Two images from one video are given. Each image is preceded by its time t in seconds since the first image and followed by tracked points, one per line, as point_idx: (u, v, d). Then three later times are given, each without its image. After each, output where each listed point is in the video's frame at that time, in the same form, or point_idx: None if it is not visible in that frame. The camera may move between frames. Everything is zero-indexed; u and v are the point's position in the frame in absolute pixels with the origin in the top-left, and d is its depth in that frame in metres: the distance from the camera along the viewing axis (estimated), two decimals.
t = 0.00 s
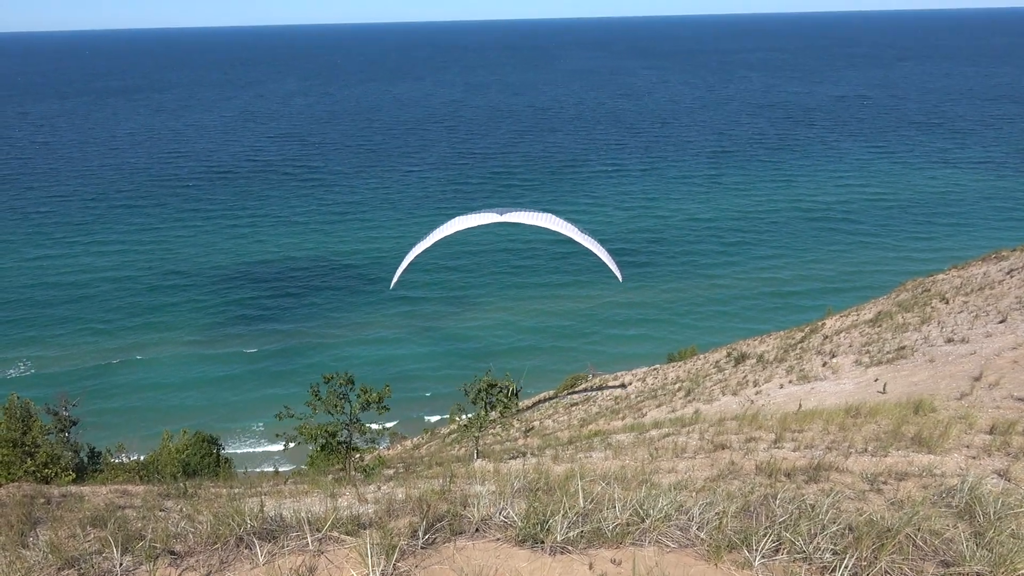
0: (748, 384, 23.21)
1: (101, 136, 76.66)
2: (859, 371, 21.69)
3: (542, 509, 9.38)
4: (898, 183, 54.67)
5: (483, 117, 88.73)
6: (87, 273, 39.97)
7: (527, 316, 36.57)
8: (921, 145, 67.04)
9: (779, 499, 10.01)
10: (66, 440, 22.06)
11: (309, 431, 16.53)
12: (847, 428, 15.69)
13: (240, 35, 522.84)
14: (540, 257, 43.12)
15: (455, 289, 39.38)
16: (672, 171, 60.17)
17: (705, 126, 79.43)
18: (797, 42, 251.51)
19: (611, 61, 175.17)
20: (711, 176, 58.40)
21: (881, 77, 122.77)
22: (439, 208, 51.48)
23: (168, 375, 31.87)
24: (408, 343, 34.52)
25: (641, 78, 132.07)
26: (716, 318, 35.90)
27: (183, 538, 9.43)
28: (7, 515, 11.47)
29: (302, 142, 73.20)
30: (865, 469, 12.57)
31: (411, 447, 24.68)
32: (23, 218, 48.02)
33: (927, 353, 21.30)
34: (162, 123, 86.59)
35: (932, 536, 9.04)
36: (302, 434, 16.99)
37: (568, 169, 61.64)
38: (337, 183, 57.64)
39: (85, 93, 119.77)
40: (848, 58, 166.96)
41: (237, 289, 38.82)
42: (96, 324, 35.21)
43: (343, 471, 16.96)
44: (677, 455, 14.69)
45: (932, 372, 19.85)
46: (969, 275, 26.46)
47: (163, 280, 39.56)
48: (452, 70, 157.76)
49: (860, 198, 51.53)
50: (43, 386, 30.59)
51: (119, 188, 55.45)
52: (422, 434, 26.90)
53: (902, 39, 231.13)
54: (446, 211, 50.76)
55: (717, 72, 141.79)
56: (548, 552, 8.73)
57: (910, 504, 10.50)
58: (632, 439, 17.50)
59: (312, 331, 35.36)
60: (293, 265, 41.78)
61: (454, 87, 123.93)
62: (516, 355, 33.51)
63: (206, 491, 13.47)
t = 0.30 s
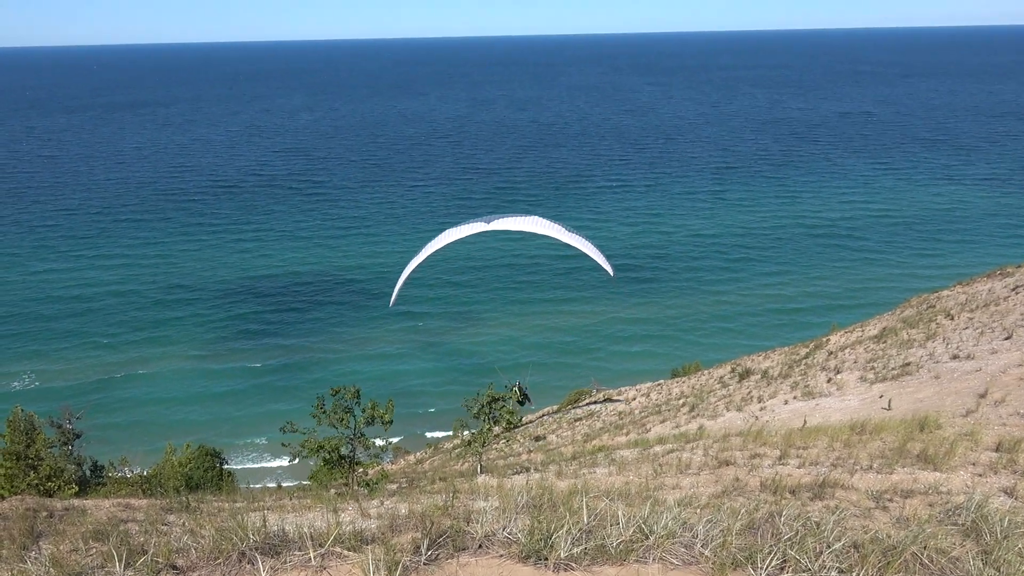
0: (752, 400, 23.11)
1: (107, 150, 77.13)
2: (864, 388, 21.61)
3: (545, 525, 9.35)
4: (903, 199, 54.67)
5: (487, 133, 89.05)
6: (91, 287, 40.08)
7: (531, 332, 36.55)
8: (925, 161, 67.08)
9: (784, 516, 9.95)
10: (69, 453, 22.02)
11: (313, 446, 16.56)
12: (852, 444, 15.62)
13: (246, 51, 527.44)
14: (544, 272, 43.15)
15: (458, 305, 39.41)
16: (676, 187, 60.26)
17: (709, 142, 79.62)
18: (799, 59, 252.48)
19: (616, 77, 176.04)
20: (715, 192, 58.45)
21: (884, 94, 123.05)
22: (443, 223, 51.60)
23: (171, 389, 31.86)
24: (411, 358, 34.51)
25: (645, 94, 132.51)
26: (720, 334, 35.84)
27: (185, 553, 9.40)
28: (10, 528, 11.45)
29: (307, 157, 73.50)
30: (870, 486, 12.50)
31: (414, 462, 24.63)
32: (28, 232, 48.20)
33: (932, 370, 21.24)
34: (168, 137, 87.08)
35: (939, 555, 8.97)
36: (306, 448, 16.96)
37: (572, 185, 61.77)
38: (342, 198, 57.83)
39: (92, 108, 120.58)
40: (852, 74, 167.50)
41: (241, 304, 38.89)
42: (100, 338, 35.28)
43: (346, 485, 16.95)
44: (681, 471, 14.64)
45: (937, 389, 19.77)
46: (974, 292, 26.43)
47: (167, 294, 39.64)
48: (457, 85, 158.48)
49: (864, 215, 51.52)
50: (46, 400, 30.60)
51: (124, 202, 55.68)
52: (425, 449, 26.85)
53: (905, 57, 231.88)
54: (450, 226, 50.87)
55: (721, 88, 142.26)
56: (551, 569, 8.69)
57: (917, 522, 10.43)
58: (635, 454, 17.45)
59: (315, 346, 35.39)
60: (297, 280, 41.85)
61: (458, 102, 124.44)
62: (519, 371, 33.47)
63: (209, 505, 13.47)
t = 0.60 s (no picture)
0: (764, 417, 22.95)
1: (121, 166, 77.88)
2: (877, 405, 21.43)
3: (556, 543, 9.29)
4: (915, 215, 54.43)
5: (498, 149, 89.38)
6: (103, 302, 40.32)
7: (541, 348, 36.53)
8: (938, 177, 66.83)
9: (798, 535, 9.85)
10: (81, 468, 22.09)
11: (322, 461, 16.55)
12: (865, 462, 15.47)
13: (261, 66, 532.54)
14: (554, 288, 43.15)
15: (468, 321, 39.42)
16: (686, 203, 60.26)
17: (720, 158, 79.63)
18: (809, 74, 253.20)
19: (626, 93, 176.58)
20: (725, 208, 58.40)
21: (896, 109, 122.84)
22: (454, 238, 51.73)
23: (182, 404, 31.95)
24: (421, 374, 34.52)
25: (656, 110, 132.89)
26: (732, 350, 35.69)
27: (195, 568, 9.37)
28: (21, 542, 11.46)
29: (318, 173, 73.95)
30: (884, 504, 12.37)
31: (424, 478, 24.59)
32: (42, 247, 48.59)
33: (946, 387, 21.04)
34: (181, 153, 87.85)
35: None
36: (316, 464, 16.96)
37: (582, 200, 61.86)
38: (353, 214, 58.10)
39: (106, 124, 121.88)
40: (862, 90, 167.53)
41: (252, 319, 39.04)
42: (112, 353, 35.45)
43: (355, 501, 16.93)
44: (692, 488, 14.54)
45: (952, 406, 19.58)
46: (987, 308, 26.26)
47: (179, 309, 39.86)
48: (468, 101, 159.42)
49: (876, 231, 51.30)
50: (58, 415, 30.73)
51: (137, 218, 56.10)
52: (434, 465, 26.80)
53: (917, 72, 231.48)
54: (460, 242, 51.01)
55: (731, 104, 142.50)
56: None
57: (932, 542, 10.31)
58: (646, 471, 17.34)
59: (326, 362, 35.44)
60: (307, 295, 42.01)
61: (469, 118, 125.07)
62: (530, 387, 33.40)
63: (220, 520, 13.48)
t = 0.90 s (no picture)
0: (776, 435, 22.76)
1: (135, 183, 78.66)
2: (891, 423, 21.22)
3: (569, 561, 9.24)
4: (929, 233, 54.11)
5: (509, 166, 89.68)
6: (116, 318, 40.59)
7: (552, 365, 36.44)
8: (951, 194, 66.50)
9: (812, 554, 9.77)
10: (92, 483, 22.19)
11: (332, 477, 16.54)
12: (880, 481, 15.33)
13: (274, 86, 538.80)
14: (565, 305, 43.11)
15: (479, 338, 39.42)
16: (697, 220, 60.19)
17: (731, 175, 79.59)
18: (819, 92, 253.70)
19: (637, 110, 177.15)
20: (737, 225, 58.28)
21: (908, 126, 122.57)
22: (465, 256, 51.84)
23: (193, 421, 32.02)
24: (431, 391, 34.49)
25: (666, 127, 133.00)
26: (743, 369, 35.49)
27: None
28: (33, 557, 11.49)
29: (330, 190, 74.38)
30: (899, 524, 12.24)
31: (434, 494, 24.55)
32: (55, 264, 48.99)
33: (961, 405, 20.83)
34: (194, 171, 88.57)
35: None
36: (327, 481, 16.97)
37: (593, 218, 61.91)
38: (365, 231, 58.35)
39: (122, 141, 123.29)
40: (874, 107, 167.24)
41: (263, 336, 39.21)
42: (124, 370, 35.63)
43: (366, 518, 16.91)
44: (705, 506, 14.42)
45: (967, 425, 19.38)
46: (1003, 325, 26.02)
47: (191, 326, 40.04)
48: (479, 118, 160.10)
49: (890, 248, 51.04)
50: (71, 431, 30.86)
51: (150, 235, 56.53)
52: (445, 482, 26.74)
53: (929, 90, 231.10)
54: (471, 259, 51.10)
55: (742, 121, 142.49)
56: None
57: (948, 563, 10.18)
58: (658, 489, 17.23)
59: (337, 379, 35.51)
60: (318, 312, 42.14)
61: (480, 135, 125.58)
62: (540, 406, 33.28)
63: (230, 536, 13.48)
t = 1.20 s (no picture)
0: (786, 450, 22.61)
1: (146, 197, 79.25)
2: (902, 439, 21.05)
3: None
4: (939, 248, 53.88)
5: (517, 180, 89.91)
6: (125, 332, 40.77)
7: (560, 381, 36.35)
8: (962, 208, 66.26)
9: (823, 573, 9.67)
10: (100, 496, 22.24)
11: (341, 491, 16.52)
12: (891, 497, 15.20)
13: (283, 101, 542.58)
14: (573, 320, 43.06)
15: (487, 353, 39.38)
16: (706, 234, 60.13)
17: (740, 189, 79.53)
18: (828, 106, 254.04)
19: (646, 124, 177.64)
20: (745, 240, 58.20)
21: (918, 140, 122.43)
22: (473, 270, 51.93)
23: (201, 436, 32.05)
24: (440, 406, 34.45)
25: (675, 141, 133.22)
26: (753, 384, 35.33)
27: None
28: (41, 571, 11.50)
29: (339, 204, 74.73)
30: (911, 541, 12.13)
31: (442, 509, 24.49)
32: (66, 278, 49.30)
33: (972, 421, 20.66)
34: (204, 185, 89.15)
35: None
36: (336, 495, 16.97)
37: (602, 232, 61.94)
38: (373, 245, 58.53)
39: (133, 155, 124.37)
40: (884, 121, 167.13)
41: (271, 351, 39.29)
42: (132, 384, 35.73)
43: (374, 533, 16.89)
44: (714, 523, 14.33)
45: (979, 441, 19.22)
46: (1014, 340, 25.89)
47: (199, 340, 40.16)
48: (488, 133, 160.79)
49: (900, 263, 50.83)
50: (79, 445, 30.93)
51: (159, 248, 56.82)
52: (452, 497, 26.66)
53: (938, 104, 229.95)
54: (479, 273, 51.15)
55: (751, 135, 142.68)
56: None
57: None
58: (667, 504, 17.13)
59: (345, 394, 35.52)
60: (327, 326, 42.22)
61: (489, 149, 126.07)
62: (549, 421, 33.20)
63: (238, 550, 13.47)
